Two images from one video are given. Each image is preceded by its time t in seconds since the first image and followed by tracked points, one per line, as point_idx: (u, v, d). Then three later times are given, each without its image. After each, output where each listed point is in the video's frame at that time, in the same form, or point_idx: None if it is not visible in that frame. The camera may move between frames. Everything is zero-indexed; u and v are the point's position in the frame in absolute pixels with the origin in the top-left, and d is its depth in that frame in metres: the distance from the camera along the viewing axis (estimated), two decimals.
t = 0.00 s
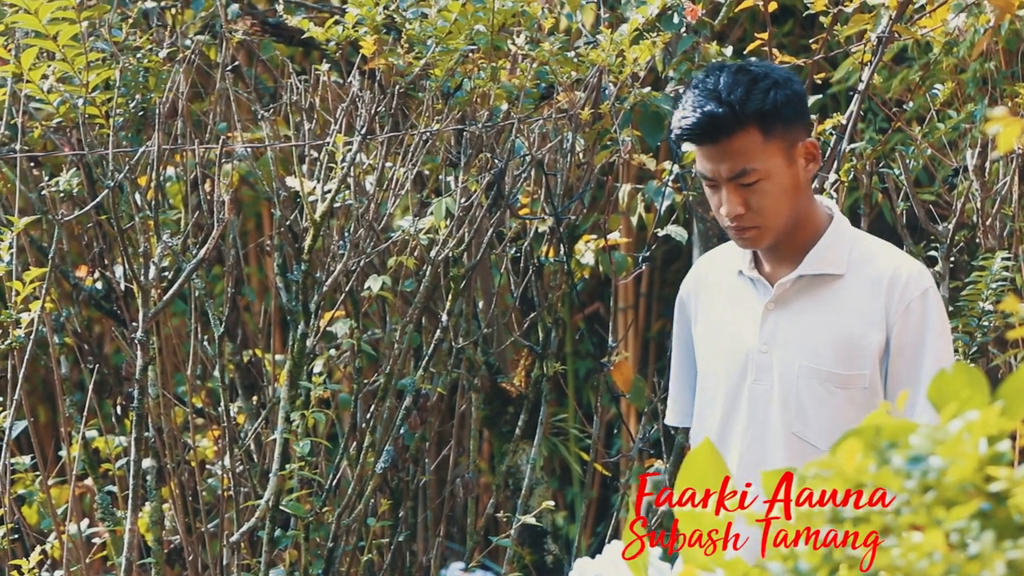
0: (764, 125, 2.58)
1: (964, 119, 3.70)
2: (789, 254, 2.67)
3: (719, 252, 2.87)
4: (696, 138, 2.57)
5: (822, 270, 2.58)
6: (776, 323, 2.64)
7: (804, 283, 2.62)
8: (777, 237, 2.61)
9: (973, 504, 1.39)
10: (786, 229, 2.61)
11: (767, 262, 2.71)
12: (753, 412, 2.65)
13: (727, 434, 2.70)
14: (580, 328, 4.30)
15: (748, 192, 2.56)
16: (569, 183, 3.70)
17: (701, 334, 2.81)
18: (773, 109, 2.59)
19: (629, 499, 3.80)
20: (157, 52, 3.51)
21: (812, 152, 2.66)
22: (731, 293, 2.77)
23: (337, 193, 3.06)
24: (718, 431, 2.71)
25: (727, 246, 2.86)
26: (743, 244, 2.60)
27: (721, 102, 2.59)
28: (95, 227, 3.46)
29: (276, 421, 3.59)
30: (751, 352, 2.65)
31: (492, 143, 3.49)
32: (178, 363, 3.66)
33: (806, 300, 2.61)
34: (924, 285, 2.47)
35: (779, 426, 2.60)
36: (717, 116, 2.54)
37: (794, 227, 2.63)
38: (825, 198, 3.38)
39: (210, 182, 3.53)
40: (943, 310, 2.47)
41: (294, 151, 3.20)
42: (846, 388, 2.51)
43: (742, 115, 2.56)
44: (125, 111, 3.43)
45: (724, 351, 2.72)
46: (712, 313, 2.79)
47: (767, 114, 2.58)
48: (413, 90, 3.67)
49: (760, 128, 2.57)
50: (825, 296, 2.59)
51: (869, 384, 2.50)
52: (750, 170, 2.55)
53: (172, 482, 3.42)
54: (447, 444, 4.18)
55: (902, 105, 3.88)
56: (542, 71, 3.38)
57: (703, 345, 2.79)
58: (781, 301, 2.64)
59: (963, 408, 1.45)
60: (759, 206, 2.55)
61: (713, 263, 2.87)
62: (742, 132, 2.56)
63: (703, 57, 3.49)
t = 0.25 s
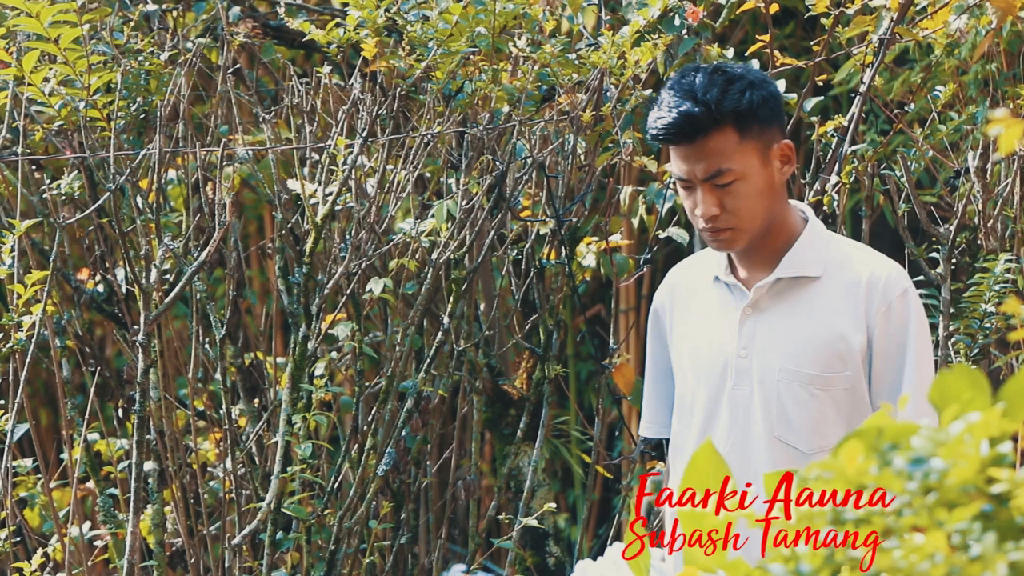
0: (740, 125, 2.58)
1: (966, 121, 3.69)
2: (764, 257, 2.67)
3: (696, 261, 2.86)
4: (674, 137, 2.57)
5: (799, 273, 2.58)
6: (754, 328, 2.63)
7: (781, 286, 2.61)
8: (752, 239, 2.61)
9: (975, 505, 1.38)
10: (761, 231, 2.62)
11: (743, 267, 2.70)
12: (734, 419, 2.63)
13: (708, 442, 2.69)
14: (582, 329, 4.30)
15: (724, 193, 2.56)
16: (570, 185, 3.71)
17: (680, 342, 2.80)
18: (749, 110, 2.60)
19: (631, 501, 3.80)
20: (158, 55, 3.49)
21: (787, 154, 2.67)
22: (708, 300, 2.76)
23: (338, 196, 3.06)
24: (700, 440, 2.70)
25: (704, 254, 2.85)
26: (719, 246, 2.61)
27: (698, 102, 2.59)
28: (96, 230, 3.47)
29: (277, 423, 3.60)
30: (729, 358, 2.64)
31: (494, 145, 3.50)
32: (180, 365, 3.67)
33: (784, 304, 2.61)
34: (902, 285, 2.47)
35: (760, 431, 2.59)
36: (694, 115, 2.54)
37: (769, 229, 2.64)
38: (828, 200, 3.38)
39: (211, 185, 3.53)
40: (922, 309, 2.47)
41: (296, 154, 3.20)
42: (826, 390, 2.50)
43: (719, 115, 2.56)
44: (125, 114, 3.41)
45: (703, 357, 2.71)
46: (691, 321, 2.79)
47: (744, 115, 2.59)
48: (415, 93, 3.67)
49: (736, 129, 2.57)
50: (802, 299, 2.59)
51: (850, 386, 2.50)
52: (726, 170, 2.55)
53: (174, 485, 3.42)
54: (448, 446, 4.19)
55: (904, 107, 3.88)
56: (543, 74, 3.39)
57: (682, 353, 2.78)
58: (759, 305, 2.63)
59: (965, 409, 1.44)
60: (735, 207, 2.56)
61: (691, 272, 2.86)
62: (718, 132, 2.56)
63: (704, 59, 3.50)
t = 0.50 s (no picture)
0: (707, 111, 2.60)
1: (968, 123, 3.70)
2: (722, 249, 2.67)
3: (647, 261, 2.82)
4: (641, 117, 2.57)
5: (760, 264, 2.59)
6: (715, 323, 2.61)
7: (741, 279, 2.61)
8: (710, 229, 2.61)
9: (978, 508, 1.38)
10: (719, 222, 2.62)
11: (700, 264, 2.70)
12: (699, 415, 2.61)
13: (672, 441, 2.65)
14: (585, 332, 4.31)
15: (687, 177, 2.56)
16: (573, 188, 3.72)
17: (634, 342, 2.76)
18: (717, 97, 2.63)
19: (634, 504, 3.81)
20: (161, 59, 3.50)
21: (749, 147, 2.70)
22: (665, 299, 2.73)
23: (340, 199, 3.07)
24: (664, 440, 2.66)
25: (655, 254, 2.82)
26: (676, 235, 2.60)
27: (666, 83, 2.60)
28: (99, 234, 3.48)
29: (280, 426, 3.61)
30: (693, 354, 2.62)
31: (497, 148, 3.50)
32: (182, 368, 3.68)
33: (744, 298, 2.60)
34: (867, 270, 2.52)
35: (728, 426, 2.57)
36: (665, 94, 2.55)
37: (726, 221, 2.65)
38: (830, 203, 3.38)
39: (214, 188, 3.54)
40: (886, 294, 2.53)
41: (298, 157, 3.21)
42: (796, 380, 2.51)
43: (688, 98, 2.58)
44: (128, 117, 3.42)
45: (663, 355, 2.68)
46: (647, 321, 2.75)
47: (711, 99, 2.61)
48: (417, 96, 3.68)
49: (703, 114, 2.59)
50: (764, 291, 2.59)
51: (819, 374, 2.52)
52: (691, 154, 2.56)
53: (177, 488, 3.43)
54: (451, 449, 4.20)
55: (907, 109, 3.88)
56: (545, 77, 3.40)
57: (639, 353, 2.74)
58: (720, 299, 2.62)
59: (967, 412, 1.44)
60: (697, 193, 2.56)
61: (642, 272, 2.83)
62: (686, 115, 2.58)
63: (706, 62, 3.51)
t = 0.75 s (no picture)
0: (690, 99, 2.66)
1: (970, 124, 3.70)
2: (696, 242, 2.70)
3: (618, 262, 2.82)
4: (626, 98, 2.62)
5: (735, 256, 2.61)
6: (692, 318, 2.61)
7: (717, 273, 2.63)
8: (686, 220, 2.65)
9: (981, 508, 1.38)
10: (696, 214, 2.66)
11: (674, 260, 2.72)
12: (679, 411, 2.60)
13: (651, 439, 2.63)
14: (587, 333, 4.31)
15: (665, 163, 2.61)
16: (575, 189, 3.72)
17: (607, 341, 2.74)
18: (701, 86, 2.68)
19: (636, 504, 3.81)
20: (163, 60, 3.51)
21: (729, 141, 2.75)
22: (638, 298, 2.73)
23: (343, 199, 3.08)
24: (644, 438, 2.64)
25: (625, 255, 2.82)
26: (651, 223, 2.63)
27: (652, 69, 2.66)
28: (101, 235, 3.48)
29: (283, 427, 3.61)
30: (669, 350, 2.62)
31: (498, 149, 3.51)
32: (184, 368, 3.68)
33: (719, 292, 2.61)
34: (841, 259, 2.57)
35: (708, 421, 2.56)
36: (650, 78, 2.61)
37: (702, 213, 2.68)
38: (832, 203, 3.38)
39: (216, 188, 3.55)
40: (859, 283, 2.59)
41: (301, 158, 3.21)
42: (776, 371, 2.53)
43: (672, 84, 2.64)
44: (130, 118, 3.43)
45: (640, 353, 2.67)
46: (619, 321, 2.74)
47: (694, 88, 2.68)
48: (419, 97, 3.68)
49: (686, 101, 2.65)
50: (740, 284, 2.61)
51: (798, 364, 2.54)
52: (672, 141, 2.62)
53: (179, 488, 3.43)
54: (453, 450, 4.21)
55: (909, 110, 3.88)
56: (547, 77, 3.40)
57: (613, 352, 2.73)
58: (697, 294, 2.62)
59: (969, 412, 1.44)
60: (675, 181, 2.61)
61: (612, 272, 2.82)
62: (669, 101, 2.64)
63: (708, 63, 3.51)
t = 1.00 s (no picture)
0: (667, 89, 2.69)
1: (973, 124, 3.70)
2: (671, 238, 2.72)
3: (590, 261, 2.81)
4: (603, 84, 2.65)
5: (712, 251, 2.62)
6: (670, 314, 2.61)
7: (694, 268, 2.63)
8: (662, 212, 2.66)
9: (984, 508, 1.38)
10: (671, 206, 2.67)
11: (648, 258, 2.72)
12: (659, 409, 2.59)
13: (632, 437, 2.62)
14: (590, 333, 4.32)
15: (642, 151, 2.63)
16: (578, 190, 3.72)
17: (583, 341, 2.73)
18: (678, 77, 2.71)
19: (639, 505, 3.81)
20: (165, 61, 3.52)
21: (703, 135, 2.77)
22: (613, 296, 2.72)
23: (345, 200, 3.08)
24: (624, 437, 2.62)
25: (597, 254, 2.81)
26: (627, 214, 2.64)
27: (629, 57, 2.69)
28: (104, 237, 3.49)
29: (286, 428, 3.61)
30: (649, 348, 2.60)
31: (501, 150, 3.51)
32: (187, 370, 3.69)
33: (697, 288, 2.61)
34: (817, 251, 2.59)
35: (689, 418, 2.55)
36: (627, 64, 2.64)
37: (676, 206, 2.69)
38: (834, 203, 3.38)
39: (219, 190, 3.55)
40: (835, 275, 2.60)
41: (304, 159, 3.22)
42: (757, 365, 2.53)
43: (649, 72, 2.67)
44: (133, 120, 3.44)
45: (617, 351, 2.66)
46: (594, 320, 2.73)
47: (671, 77, 2.70)
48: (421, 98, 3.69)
49: (662, 90, 2.68)
50: (717, 279, 2.61)
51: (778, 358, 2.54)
52: (648, 128, 2.64)
53: (182, 490, 3.44)
54: (456, 450, 4.21)
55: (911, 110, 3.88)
56: (549, 78, 3.41)
57: (590, 351, 2.71)
58: (675, 291, 2.62)
59: (972, 412, 1.44)
60: (651, 169, 2.62)
61: (584, 272, 2.81)
62: (646, 88, 2.66)
63: (710, 63, 3.52)
